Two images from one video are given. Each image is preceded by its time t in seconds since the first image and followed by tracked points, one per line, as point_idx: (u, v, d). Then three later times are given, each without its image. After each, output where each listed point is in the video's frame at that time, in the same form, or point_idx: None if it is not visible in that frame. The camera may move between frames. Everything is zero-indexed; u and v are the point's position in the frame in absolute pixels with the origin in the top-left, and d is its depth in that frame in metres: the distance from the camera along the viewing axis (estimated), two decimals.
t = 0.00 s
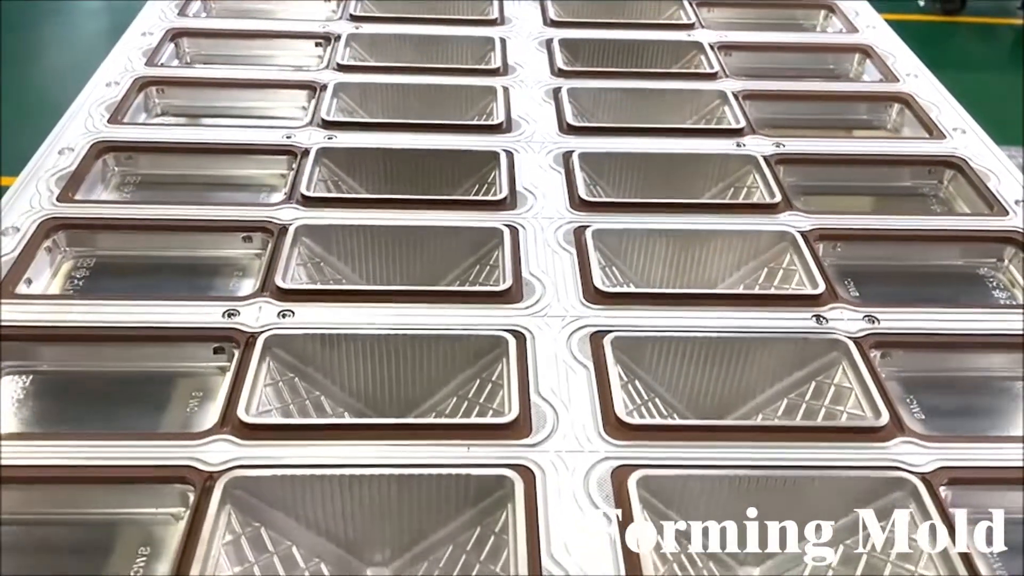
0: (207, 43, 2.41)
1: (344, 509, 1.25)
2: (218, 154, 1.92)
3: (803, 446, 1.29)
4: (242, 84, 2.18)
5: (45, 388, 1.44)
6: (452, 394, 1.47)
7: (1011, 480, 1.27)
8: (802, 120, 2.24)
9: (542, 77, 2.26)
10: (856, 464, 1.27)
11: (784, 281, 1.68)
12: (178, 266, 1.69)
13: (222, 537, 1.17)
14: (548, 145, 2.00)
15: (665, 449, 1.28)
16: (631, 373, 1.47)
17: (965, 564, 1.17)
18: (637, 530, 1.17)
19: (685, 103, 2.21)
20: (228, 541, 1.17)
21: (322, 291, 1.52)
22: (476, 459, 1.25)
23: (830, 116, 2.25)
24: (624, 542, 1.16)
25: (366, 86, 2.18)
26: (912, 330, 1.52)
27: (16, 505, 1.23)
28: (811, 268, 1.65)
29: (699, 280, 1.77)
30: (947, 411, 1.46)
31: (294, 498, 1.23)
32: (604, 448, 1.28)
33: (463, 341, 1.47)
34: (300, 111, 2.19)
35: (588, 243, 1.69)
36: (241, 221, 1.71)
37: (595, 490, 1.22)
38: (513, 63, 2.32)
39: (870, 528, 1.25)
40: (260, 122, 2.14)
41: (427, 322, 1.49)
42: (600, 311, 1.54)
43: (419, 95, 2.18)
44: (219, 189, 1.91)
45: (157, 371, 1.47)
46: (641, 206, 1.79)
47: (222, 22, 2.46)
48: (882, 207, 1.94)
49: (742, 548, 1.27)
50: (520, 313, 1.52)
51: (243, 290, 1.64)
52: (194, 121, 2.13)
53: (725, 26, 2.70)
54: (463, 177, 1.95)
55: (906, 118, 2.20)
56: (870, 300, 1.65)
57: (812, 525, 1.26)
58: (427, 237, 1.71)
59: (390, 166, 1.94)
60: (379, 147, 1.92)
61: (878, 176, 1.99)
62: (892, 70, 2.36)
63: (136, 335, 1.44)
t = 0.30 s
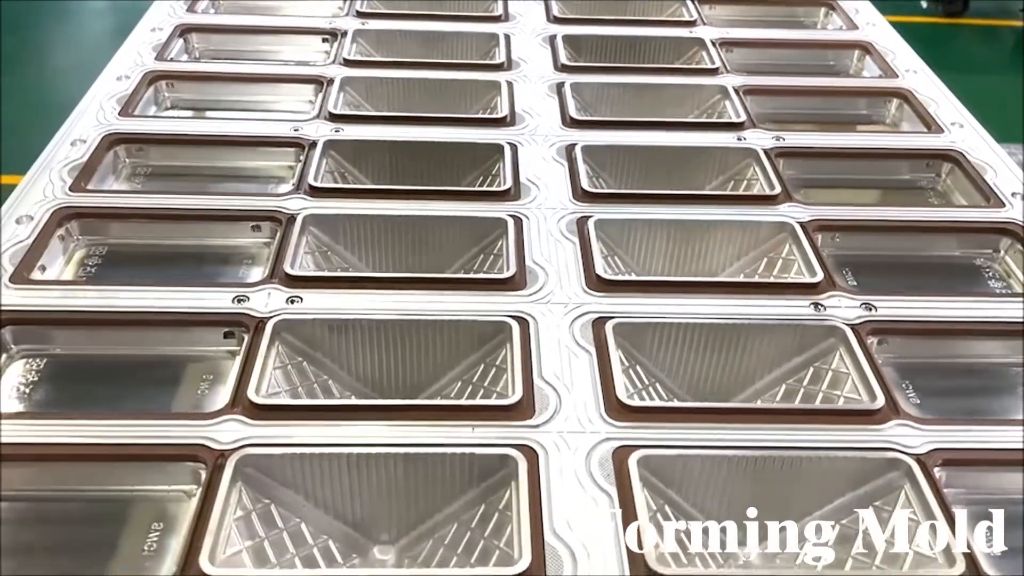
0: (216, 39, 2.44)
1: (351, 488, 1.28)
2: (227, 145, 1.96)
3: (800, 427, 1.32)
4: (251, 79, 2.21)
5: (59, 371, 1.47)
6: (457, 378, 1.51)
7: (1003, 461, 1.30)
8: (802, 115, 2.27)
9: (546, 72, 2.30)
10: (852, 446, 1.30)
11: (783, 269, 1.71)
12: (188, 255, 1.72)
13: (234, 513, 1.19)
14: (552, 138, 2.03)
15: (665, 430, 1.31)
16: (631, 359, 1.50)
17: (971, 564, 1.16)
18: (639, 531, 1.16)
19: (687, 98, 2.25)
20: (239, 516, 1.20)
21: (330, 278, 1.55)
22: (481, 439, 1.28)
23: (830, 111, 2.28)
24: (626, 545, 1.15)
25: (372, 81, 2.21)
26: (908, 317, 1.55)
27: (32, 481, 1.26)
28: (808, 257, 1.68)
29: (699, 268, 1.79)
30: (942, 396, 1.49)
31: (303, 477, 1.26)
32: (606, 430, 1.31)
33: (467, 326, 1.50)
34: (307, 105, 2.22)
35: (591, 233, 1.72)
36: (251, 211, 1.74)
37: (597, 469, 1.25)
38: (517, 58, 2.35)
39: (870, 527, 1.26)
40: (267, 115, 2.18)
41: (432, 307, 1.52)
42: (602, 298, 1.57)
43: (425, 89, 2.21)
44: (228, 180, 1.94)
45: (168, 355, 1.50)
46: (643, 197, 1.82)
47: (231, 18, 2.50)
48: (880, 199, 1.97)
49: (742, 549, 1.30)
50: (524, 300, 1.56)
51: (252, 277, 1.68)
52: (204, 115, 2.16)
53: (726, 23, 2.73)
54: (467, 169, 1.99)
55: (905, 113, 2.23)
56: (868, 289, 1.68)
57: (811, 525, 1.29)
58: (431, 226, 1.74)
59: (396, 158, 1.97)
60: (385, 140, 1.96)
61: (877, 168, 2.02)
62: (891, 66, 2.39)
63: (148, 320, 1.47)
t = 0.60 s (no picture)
0: (222, 35, 2.47)
1: (356, 471, 1.30)
2: (233, 139, 1.98)
3: (799, 414, 1.34)
4: (257, 74, 2.24)
5: (69, 358, 1.49)
6: (461, 366, 1.53)
7: (998, 447, 1.32)
8: (803, 111, 2.29)
9: (549, 68, 2.32)
10: (850, 432, 1.31)
11: (783, 260, 1.73)
12: (196, 246, 1.74)
13: (242, 495, 1.21)
14: (555, 132, 2.05)
15: (665, 416, 1.33)
16: (632, 347, 1.52)
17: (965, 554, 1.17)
18: (640, 533, 1.16)
19: (689, 93, 2.27)
20: (247, 498, 1.22)
21: (335, 268, 1.58)
22: (485, 424, 1.30)
23: (830, 107, 2.30)
24: (626, 544, 1.15)
25: (377, 76, 2.23)
26: (906, 307, 1.57)
27: (43, 464, 1.29)
28: (808, 249, 1.70)
29: (700, 260, 1.81)
30: (938, 386, 1.52)
31: (310, 460, 1.28)
32: (607, 415, 1.33)
33: (471, 315, 1.52)
34: (312, 99, 2.24)
35: (593, 225, 1.74)
36: (258, 203, 1.76)
37: (598, 453, 1.27)
38: (521, 54, 2.38)
39: (869, 527, 1.27)
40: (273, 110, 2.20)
41: (437, 296, 1.54)
42: (604, 288, 1.59)
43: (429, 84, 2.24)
44: (235, 173, 1.96)
45: (176, 343, 1.53)
46: (644, 190, 1.84)
47: (237, 14, 2.52)
48: (879, 193, 1.99)
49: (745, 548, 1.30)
50: (527, 290, 1.58)
51: (259, 267, 1.70)
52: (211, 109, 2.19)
53: (728, 20, 2.75)
54: (471, 163, 2.01)
55: (905, 109, 2.25)
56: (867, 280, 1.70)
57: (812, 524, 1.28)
58: (435, 218, 1.76)
59: (400, 152, 1.99)
60: (390, 134, 1.98)
61: (877, 163, 2.04)
62: (891, 63, 2.41)
63: (156, 308, 1.50)
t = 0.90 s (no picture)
0: (227, 34, 2.50)
1: (361, 457, 1.32)
2: (239, 135, 2.00)
3: (796, 402, 1.36)
4: (262, 72, 2.26)
5: (78, 347, 1.52)
6: (464, 357, 1.55)
7: (991, 435, 1.34)
8: (802, 108, 2.32)
9: (551, 66, 2.34)
10: (847, 420, 1.34)
11: (782, 252, 1.76)
12: (203, 239, 1.77)
13: (249, 480, 1.24)
14: (556, 128, 2.08)
15: (664, 404, 1.35)
16: (632, 338, 1.54)
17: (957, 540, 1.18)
18: (641, 530, 1.17)
19: (689, 91, 2.29)
20: (254, 483, 1.25)
21: (340, 261, 1.60)
22: (487, 412, 1.32)
23: (829, 105, 2.33)
24: (624, 528, 1.17)
25: (381, 73, 2.26)
26: (902, 299, 1.59)
27: (54, 450, 1.31)
28: (805, 242, 1.73)
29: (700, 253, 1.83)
30: (933, 377, 1.54)
31: (315, 447, 1.30)
32: (607, 403, 1.35)
33: (474, 307, 1.54)
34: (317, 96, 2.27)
35: (593, 219, 1.76)
36: (263, 197, 1.79)
37: (598, 440, 1.30)
38: (523, 52, 2.40)
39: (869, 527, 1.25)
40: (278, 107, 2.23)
41: (439, 288, 1.57)
42: (604, 280, 1.61)
43: (432, 82, 2.26)
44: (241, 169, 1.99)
45: (184, 334, 1.55)
46: (644, 185, 1.87)
47: (242, 13, 2.55)
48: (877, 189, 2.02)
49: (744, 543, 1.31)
50: (528, 282, 1.60)
51: (265, 260, 1.73)
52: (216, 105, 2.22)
53: (728, 19, 2.78)
54: (473, 159, 2.03)
55: (903, 106, 2.27)
56: (864, 273, 1.72)
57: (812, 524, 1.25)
58: (437, 212, 1.78)
59: (404, 148, 2.02)
60: (393, 130, 2.01)
61: (875, 159, 2.06)
62: (890, 61, 2.44)
63: (164, 299, 1.52)
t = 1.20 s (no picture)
0: (231, 33, 2.53)
1: (364, 444, 1.35)
2: (244, 132, 2.04)
3: (789, 390, 1.40)
4: (266, 70, 2.30)
5: (87, 338, 1.55)
6: (465, 347, 1.59)
7: (979, 422, 1.37)
8: (798, 106, 2.35)
9: (550, 64, 2.38)
10: (839, 407, 1.37)
11: (777, 246, 1.79)
12: (209, 233, 1.81)
13: (256, 464, 1.27)
14: (556, 126, 2.11)
15: (661, 392, 1.38)
16: (630, 329, 1.58)
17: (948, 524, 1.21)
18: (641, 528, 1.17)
19: (687, 89, 2.33)
20: (261, 467, 1.28)
21: (343, 254, 1.63)
22: (487, 399, 1.36)
23: (824, 103, 2.36)
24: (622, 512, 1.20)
25: (384, 72, 2.30)
26: (894, 291, 1.63)
27: (64, 435, 1.34)
28: (800, 236, 1.76)
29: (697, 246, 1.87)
30: (924, 367, 1.57)
31: (320, 434, 1.34)
32: (605, 391, 1.39)
33: (475, 298, 1.58)
34: (320, 95, 2.31)
35: (592, 213, 1.80)
36: (268, 192, 1.82)
37: (595, 426, 1.33)
38: (523, 52, 2.44)
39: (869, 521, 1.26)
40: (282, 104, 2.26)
41: (441, 280, 1.60)
42: (602, 273, 1.64)
43: (434, 80, 2.30)
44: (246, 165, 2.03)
45: (190, 324, 1.58)
46: (642, 181, 1.90)
47: (246, 13, 2.59)
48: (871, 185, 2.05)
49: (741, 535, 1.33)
50: (528, 274, 1.63)
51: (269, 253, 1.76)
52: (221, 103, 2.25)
53: (725, 19, 2.81)
54: (474, 155, 2.07)
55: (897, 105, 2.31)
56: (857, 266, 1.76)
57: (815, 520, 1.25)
58: (439, 207, 1.82)
59: (406, 144, 2.05)
60: (395, 127, 2.04)
61: (869, 155, 2.10)
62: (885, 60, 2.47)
63: (171, 290, 1.55)
